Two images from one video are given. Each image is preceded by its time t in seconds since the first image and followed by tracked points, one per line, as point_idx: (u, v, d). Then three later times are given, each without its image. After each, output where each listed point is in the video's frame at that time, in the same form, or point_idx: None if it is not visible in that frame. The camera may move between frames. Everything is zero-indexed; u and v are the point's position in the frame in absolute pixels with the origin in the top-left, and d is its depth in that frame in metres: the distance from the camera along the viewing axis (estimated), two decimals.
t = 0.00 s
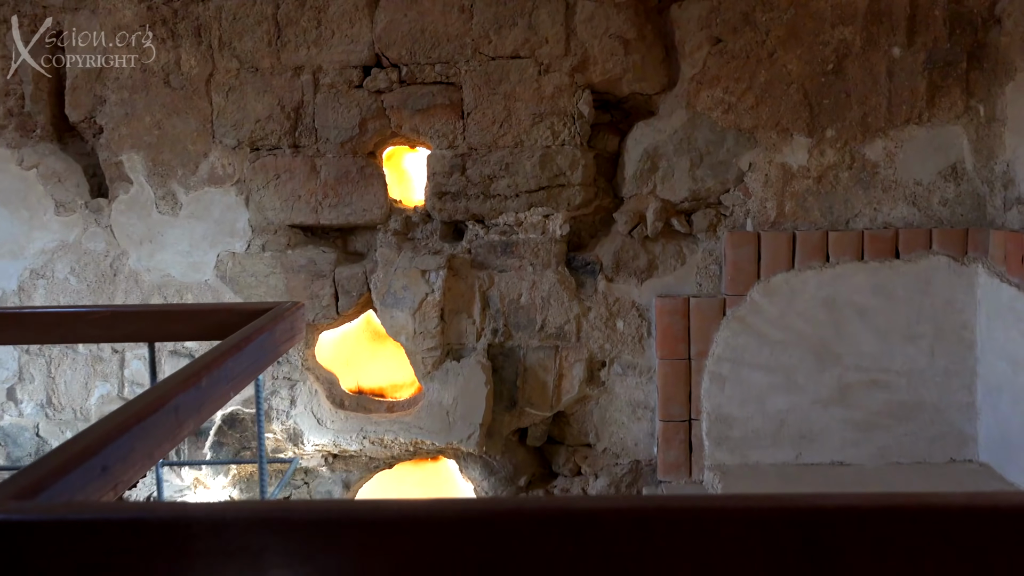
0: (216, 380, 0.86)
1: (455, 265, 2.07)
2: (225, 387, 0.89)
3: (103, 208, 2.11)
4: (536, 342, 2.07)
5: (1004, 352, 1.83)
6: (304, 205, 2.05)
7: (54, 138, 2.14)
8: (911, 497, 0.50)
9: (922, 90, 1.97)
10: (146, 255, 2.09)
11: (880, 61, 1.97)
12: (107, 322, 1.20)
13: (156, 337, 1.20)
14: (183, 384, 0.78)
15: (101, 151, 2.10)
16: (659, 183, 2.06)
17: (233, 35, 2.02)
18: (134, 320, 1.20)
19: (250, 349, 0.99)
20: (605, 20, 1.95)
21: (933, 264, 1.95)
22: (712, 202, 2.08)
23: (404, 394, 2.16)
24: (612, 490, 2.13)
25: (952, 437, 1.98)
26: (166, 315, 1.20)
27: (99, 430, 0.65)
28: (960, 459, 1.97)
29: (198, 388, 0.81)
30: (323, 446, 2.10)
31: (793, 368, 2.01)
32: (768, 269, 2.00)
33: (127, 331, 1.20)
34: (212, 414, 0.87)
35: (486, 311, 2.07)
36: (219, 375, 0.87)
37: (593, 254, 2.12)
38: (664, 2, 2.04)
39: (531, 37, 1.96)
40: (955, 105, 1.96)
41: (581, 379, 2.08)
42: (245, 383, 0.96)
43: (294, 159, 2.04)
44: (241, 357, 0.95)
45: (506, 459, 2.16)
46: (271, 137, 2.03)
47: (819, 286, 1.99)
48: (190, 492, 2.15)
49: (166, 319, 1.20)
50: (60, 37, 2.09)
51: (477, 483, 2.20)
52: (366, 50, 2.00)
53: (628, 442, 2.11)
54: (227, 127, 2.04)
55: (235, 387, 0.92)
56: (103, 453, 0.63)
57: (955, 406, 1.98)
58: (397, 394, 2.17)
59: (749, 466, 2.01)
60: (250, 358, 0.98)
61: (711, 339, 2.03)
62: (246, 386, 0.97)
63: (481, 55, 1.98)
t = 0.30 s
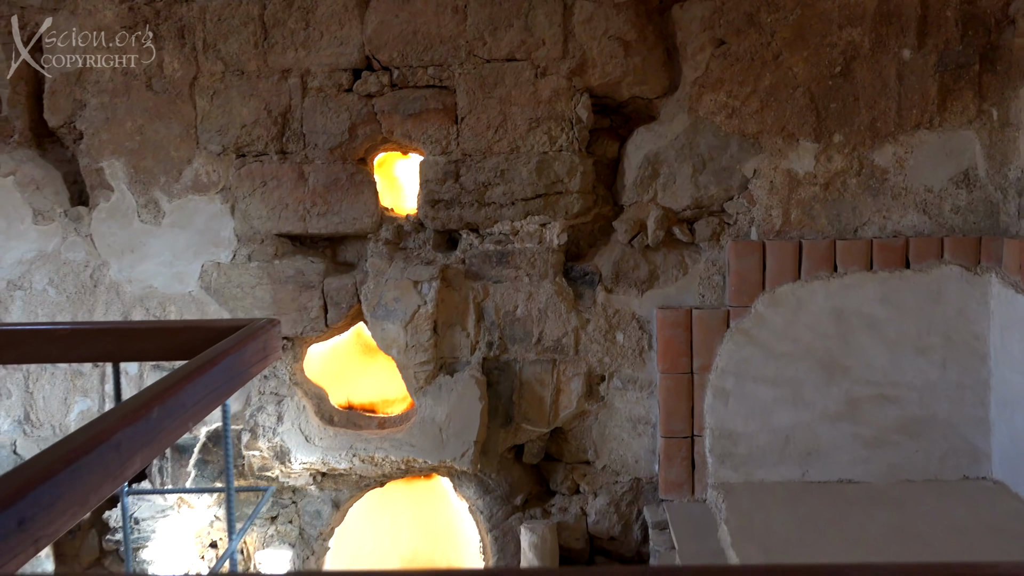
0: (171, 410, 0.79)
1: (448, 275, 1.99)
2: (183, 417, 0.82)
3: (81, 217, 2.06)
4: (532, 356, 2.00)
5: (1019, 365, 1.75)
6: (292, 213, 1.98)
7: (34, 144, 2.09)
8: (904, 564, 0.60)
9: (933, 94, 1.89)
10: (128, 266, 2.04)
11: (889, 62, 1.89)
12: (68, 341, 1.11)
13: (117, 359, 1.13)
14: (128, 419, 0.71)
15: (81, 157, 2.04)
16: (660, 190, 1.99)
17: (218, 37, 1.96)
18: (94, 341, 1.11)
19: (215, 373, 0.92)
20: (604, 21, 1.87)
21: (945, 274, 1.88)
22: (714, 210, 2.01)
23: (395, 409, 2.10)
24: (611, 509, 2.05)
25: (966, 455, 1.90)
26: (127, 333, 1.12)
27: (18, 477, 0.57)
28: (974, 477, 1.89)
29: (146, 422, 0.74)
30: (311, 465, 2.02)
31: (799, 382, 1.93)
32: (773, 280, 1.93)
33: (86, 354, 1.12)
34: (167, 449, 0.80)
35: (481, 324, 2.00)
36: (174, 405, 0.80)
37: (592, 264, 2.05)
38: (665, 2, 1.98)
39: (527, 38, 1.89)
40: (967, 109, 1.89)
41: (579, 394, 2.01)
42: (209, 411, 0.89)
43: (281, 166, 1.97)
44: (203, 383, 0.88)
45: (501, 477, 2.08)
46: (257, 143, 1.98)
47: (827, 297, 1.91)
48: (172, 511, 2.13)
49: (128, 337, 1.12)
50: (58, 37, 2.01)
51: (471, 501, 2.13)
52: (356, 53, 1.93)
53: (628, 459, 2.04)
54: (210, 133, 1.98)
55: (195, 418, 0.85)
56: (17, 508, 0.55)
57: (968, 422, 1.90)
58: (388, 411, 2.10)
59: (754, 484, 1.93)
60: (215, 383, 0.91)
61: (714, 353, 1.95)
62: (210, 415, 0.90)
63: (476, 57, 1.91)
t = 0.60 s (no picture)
0: (109, 451, 0.73)
1: (445, 284, 1.92)
2: (125, 456, 0.76)
3: (62, 222, 1.98)
4: (532, 367, 1.93)
5: None
6: (283, 219, 1.91)
7: (13, 147, 2.01)
8: None
9: (943, 97, 1.84)
10: (110, 274, 1.96)
11: (899, 65, 1.84)
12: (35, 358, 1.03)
13: (74, 381, 1.07)
14: (55, 465, 0.65)
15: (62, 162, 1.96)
16: (664, 196, 1.93)
17: (206, 37, 1.89)
18: (42, 365, 1.06)
19: (167, 406, 0.85)
20: (606, 22, 1.81)
21: (957, 282, 1.82)
22: (720, 219, 1.95)
23: (390, 422, 2.02)
24: (614, 526, 1.98)
25: (979, 469, 1.84)
26: (82, 353, 1.07)
27: None
28: (986, 491, 1.84)
29: (77, 467, 0.68)
30: (299, 480, 1.94)
31: (807, 394, 1.86)
32: (780, 288, 1.87)
33: (39, 376, 1.06)
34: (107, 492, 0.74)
35: (479, 334, 1.93)
36: (114, 445, 0.74)
37: (594, 273, 1.99)
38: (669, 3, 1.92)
39: (527, 39, 1.83)
40: (977, 113, 1.84)
41: (581, 407, 1.94)
42: (158, 447, 0.83)
43: (272, 170, 1.90)
44: (152, 418, 0.81)
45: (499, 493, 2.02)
46: (246, 146, 1.90)
47: (836, 307, 1.85)
48: (154, 531, 2.04)
49: (84, 357, 1.07)
50: (60, 37, 1.92)
51: (468, 519, 2.05)
52: (349, 53, 1.87)
53: (630, 475, 1.98)
54: (198, 136, 1.91)
55: (142, 455, 0.79)
56: None
57: (981, 435, 1.84)
58: (387, 423, 2.03)
59: (761, 500, 1.87)
60: (167, 417, 0.85)
61: (720, 364, 1.89)
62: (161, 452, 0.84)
63: (474, 58, 1.84)
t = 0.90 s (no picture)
0: (43, 483, 0.67)
1: (445, 291, 1.86)
2: (64, 487, 0.70)
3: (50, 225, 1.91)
4: (536, 377, 1.87)
5: None
6: (278, 223, 1.84)
7: None
8: None
9: (960, 99, 1.79)
10: (98, 280, 1.89)
11: (914, 67, 1.78)
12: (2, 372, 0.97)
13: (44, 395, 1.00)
14: None
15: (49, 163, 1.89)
16: (672, 200, 1.87)
17: (198, 34, 1.82)
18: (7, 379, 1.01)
19: (116, 430, 0.79)
20: (613, 20, 1.75)
21: (974, 291, 1.76)
22: (730, 224, 1.89)
23: (390, 433, 1.96)
24: (620, 540, 1.92)
25: (998, 483, 1.78)
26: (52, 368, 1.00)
27: None
28: (1005, 505, 1.77)
29: None
30: (293, 493, 1.87)
31: (820, 406, 1.80)
32: (793, 296, 1.81)
33: None
34: (39, 527, 0.67)
35: (481, 343, 1.87)
36: (48, 477, 0.68)
37: (600, 279, 1.92)
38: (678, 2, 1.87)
39: (531, 38, 1.76)
40: (996, 115, 1.78)
41: (587, 418, 1.88)
42: (104, 476, 0.76)
43: (267, 171, 1.84)
44: (98, 443, 0.75)
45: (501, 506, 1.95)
46: (240, 148, 1.84)
47: (850, 315, 1.80)
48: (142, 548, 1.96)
49: (49, 372, 1.02)
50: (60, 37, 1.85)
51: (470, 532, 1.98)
52: (347, 52, 1.80)
53: (637, 488, 1.91)
54: (189, 137, 1.84)
55: (83, 485, 0.73)
56: None
57: (1000, 447, 1.77)
58: (386, 433, 1.97)
59: (773, 515, 1.80)
60: (115, 442, 0.79)
61: (730, 374, 1.83)
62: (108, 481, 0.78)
63: (477, 58, 1.78)
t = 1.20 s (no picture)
0: None
1: (452, 295, 1.81)
2: None
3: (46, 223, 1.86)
4: (546, 384, 1.82)
5: None
6: (280, 223, 1.79)
7: None
8: None
9: (985, 101, 1.72)
10: (95, 280, 1.84)
11: (938, 66, 1.72)
12: None
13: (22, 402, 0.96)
14: None
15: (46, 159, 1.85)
16: (688, 204, 1.81)
17: (198, 28, 1.78)
18: None
19: (49, 450, 0.72)
20: (626, 17, 1.70)
21: (1000, 301, 1.69)
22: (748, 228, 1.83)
23: (396, 441, 1.90)
24: (633, 554, 1.86)
25: None
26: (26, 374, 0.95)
27: None
28: None
29: None
30: (295, 503, 1.82)
31: (840, 417, 1.74)
32: (811, 303, 1.75)
33: None
34: None
35: (489, 348, 1.81)
36: None
37: (614, 284, 1.86)
38: None
39: (542, 35, 1.71)
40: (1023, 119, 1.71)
41: (598, 427, 1.82)
42: (26, 502, 0.70)
43: (270, 170, 1.79)
44: (19, 467, 0.69)
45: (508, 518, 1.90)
46: (242, 145, 1.79)
47: (871, 325, 1.73)
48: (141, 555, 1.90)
49: (18, 378, 0.97)
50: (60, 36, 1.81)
51: (479, 543, 1.95)
52: (353, 47, 1.75)
53: (651, 499, 1.86)
54: (190, 134, 1.79)
55: None
56: None
57: None
58: (390, 442, 1.91)
59: (789, 529, 1.74)
60: (46, 464, 0.72)
61: (747, 384, 1.77)
62: (34, 507, 0.71)
63: (487, 55, 1.73)
